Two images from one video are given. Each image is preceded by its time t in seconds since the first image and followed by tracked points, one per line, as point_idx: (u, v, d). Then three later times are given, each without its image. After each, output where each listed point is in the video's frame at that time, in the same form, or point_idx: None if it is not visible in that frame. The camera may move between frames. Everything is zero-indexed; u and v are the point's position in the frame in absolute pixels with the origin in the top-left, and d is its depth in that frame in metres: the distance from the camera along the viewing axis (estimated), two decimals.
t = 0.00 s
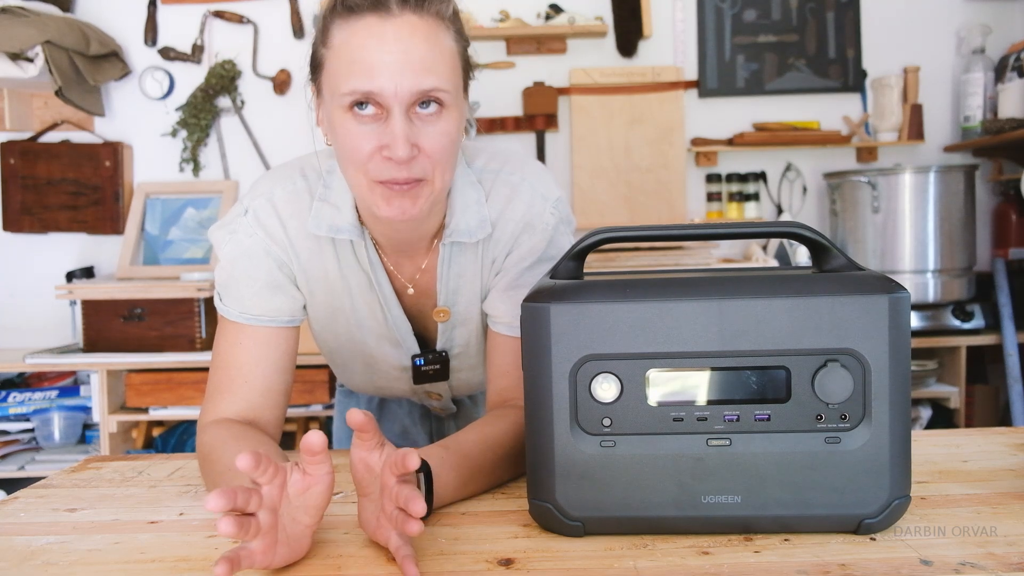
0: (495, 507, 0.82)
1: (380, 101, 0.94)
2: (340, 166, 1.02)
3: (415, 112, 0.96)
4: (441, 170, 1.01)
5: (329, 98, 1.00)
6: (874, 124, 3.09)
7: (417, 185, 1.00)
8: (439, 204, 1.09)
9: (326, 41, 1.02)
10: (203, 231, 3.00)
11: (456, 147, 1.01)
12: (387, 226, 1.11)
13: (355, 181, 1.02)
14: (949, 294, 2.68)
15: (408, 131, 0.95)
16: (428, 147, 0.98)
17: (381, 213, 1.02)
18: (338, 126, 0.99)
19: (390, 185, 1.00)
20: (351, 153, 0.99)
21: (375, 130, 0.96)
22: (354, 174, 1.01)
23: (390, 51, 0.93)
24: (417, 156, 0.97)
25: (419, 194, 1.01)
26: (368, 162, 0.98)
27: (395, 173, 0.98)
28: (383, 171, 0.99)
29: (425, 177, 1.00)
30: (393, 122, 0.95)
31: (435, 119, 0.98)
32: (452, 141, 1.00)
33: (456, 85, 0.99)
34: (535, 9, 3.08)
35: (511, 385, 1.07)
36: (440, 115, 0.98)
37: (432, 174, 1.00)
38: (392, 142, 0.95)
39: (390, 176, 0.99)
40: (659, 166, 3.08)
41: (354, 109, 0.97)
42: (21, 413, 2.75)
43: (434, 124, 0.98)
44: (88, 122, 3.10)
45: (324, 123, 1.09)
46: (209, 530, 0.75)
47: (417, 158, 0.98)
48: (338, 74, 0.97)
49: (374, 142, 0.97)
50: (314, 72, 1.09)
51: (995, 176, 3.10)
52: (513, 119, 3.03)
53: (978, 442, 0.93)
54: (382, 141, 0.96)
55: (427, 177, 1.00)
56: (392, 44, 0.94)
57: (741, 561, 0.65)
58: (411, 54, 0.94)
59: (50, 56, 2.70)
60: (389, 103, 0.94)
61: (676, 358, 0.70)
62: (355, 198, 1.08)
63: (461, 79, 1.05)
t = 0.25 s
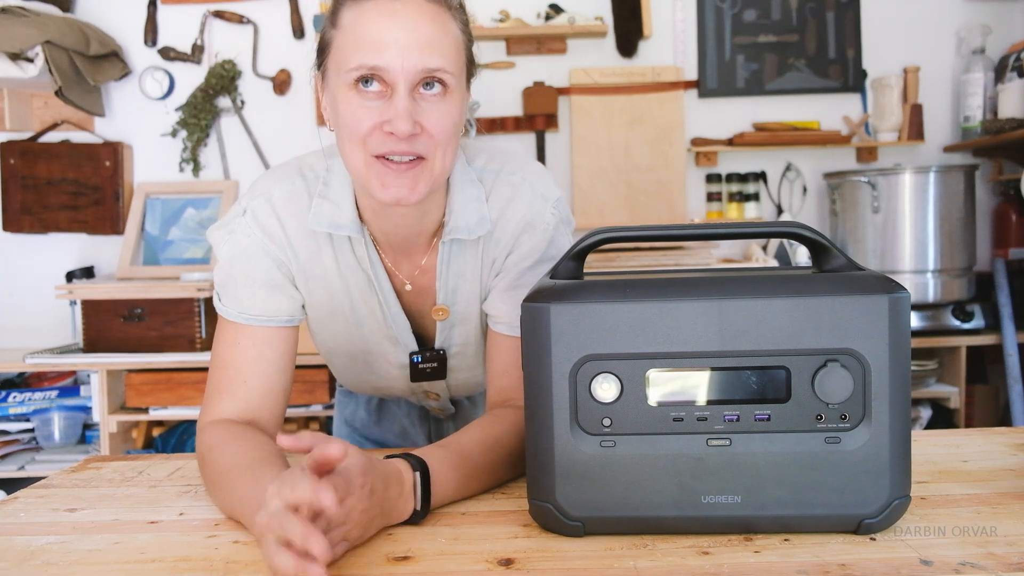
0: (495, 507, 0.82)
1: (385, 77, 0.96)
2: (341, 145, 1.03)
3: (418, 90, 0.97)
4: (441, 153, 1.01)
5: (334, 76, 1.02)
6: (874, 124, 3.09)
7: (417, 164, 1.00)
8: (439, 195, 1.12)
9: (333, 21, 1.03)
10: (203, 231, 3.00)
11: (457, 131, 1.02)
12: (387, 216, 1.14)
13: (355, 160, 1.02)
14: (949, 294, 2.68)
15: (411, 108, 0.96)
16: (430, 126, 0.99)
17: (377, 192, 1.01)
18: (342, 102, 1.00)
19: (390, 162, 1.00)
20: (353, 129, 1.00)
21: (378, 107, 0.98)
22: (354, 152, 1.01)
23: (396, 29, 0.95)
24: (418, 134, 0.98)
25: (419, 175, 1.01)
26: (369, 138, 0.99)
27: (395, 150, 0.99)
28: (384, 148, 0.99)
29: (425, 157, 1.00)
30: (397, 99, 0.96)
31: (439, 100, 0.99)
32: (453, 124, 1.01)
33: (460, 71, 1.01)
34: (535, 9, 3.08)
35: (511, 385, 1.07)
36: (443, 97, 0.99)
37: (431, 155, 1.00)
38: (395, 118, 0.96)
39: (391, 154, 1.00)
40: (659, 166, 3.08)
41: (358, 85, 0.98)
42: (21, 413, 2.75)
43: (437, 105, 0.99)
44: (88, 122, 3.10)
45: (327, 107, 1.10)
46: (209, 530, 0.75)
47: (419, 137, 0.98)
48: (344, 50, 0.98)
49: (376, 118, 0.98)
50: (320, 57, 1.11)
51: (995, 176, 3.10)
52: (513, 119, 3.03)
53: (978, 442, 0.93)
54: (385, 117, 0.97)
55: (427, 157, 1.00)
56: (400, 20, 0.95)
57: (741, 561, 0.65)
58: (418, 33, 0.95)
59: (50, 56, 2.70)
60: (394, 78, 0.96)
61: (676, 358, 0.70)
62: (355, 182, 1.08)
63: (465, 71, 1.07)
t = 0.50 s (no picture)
0: (495, 507, 0.82)
1: (387, 70, 0.96)
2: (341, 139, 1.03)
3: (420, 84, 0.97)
4: (441, 149, 1.01)
5: (335, 69, 1.02)
6: (874, 124, 3.09)
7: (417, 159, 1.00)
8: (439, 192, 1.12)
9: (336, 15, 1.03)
10: (203, 231, 3.00)
11: (457, 127, 1.02)
12: (387, 214, 1.13)
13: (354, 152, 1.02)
14: (949, 294, 2.68)
15: (412, 101, 0.96)
16: (430, 121, 0.99)
17: (376, 185, 1.01)
18: (343, 95, 1.00)
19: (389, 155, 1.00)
20: (353, 121, 1.00)
21: (379, 99, 0.98)
22: (354, 145, 1.01)
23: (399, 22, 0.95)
24: (418, 128, 0.98)
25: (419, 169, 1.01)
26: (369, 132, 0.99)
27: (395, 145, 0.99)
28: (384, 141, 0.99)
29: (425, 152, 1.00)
30: (398, 92, 0.96)
31: (439, 95, 0.99)
32: (454, 120, 1.01)
33: (462, 66, 1.01)
34: (535, 9, 3.08)
35: (511, 385, 1.07)
36: (444, 92, 0.99)
37: (431, 150, 1.00)
38: (396, 111, 0.96)
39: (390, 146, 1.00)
40: (659, 166, 3.08)
41: (360, 78, 0.98)
42: (21, 413, 2.75)
43: (438, 100, 0.99)
44: (88, 122, 3.10)
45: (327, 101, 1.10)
46: (209, 530, 0.75)
47: (419, 130, 0.98)
48: (346, 43, 0.98)
49: (377, 111, 0.98)
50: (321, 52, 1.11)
51: (995, 176, 3.10)
52: (513, 119, 3.03)
53: (978, 442, 0.93)
54: (386, 111, 0.97)
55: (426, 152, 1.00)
56: (403, 14, 0.95)
57: (741, 561, 0.65)
58: (421, 27, 0.95)
59: (50, 56, 2.70)
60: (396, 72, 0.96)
61: (676, 358, 0.70)
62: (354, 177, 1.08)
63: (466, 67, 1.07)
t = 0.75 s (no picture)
0: (495, 507, 0.82)
1: (399, 69, 0.96)
2: (349, 135, 1.03)
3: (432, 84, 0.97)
4: (448, 149, 1.02)
5: (345, 65, 1.02)
6: (874, 124, 3.09)
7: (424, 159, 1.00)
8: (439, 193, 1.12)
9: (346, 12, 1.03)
10: (203, 231, 3.00)
11: (465, 128, 1.02)
12: (386, 213, 1.13)
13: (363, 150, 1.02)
14: (949, 294, 2.68)
15: (423, 102, 0.96)
16: (440, 122, 0.99)
17: (383, 184, 1.02)
18: (353, 91, 1.00)
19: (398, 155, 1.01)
20: (363, 120, 1.00)
21: (390, 98, 0.98)
22: (362, 142, 1.02)
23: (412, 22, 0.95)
24: (428, 128, 0.98)
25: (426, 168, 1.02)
26: (378, 130, 0.99)
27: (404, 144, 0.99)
28: (394, 140, 0.99)
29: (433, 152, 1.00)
30: (409, 92, 0.96)
31: (450, 96, 0.99)
32: (462, 121, 1.01)
33: (472, 67, 1.01)
34: (535, 9, 3.08)
35: (511, 385, 1.07)
36: (455, 93, 0.99)
37: (439, 150, 1.01)
38: (407, 111, 0.96)
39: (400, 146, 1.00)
40: (659, 166, 3.08)
41: (371, 76, 0.98)
42: (21, 413, 2.75)
43: (448, 100, 0.99)
44: (88, 122, 3.10)
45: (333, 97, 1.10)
46: (209, 530, 0.75)
47: (429, 131, 0.99)
48: (358, 41, 0.98)
49: (387, 110, 0.98)
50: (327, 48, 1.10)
51: (995, 176, 3.10)
52: (513, 119, 3.03)
53: (978, 442, 0.93)
54: (396, 110, 0.97)
55: (434, 152, 1.00)
56: (418, 13, 0.95)
57: (741, 561, 0.65)
58: (434, 27, 0.95)
59: (50, 56, 2.70)
60: (408, 71, 0.95)
61: (677, 358, 0.70)
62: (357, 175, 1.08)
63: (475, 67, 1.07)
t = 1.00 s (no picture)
0: (495, 506, 0.82)
1: (391, 90, 0.95)
2: (342, 152, 1.03)
3: (424, 103, 0.96)
4: (441, 165, 1.01)
5: (336, 81, 1.01)
6: (874, 124, 3.09)
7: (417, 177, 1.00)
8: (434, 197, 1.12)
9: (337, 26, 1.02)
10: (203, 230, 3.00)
11: (458, 144, 1.02)
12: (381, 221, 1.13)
13: (355, 168, 1.02)
14: (949, 294, 2.68)
15: (415, 122, 0.96)
16: (433, 141, 0.98)
17: (377, 201, 1.02)
18: (345, 110, 0.99)
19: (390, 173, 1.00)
20: (354, 139, 0.99)
21: (382, 118, 0.97)
22: (355, 160, 1.01)
23: (405, 41, 0.94)
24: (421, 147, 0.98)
25: (419, 186, 1.01)
26: (370, 149, 0.99)
27: (396, 163, 0.99)
28: (386, 159, 0.99)
29: (425, 170, 1.00)
30: (401, 111, 0.96)
31: (443, 114, 0.98)
32: (454, 137, 1.01)
33: (465, 83, 1.00)
34: (535, 9, 3.08)
35: (511, 385, 1.07)
36: (448, 110, 0.98)
37: (432, 167, 1.00)
38: (399, 131, 0.96)
39: (392, 165, 0.99)
40: (659, 166, 3.08)
41: (363, 95, 0.97)
42: (21, 413, 2.75)
43: (441, 119, 0.98)
44: (88, 122, 3.10)
45: (325, 109, 1.09)
46: (209, 530, 0.75)
47: (421, 150, 0.98)
48: (350, 59, 0.97)
49: (379, 129, 0.98)
50: (319, 59, 1.09)
51: (995, 176, 3.10)
52: (513, 119, 3.02)
53: (978, 442, 0.93)
54: (388, 130, 0.97)
55: (426, 170, 1.00)
56: (409, 33, 0.94)
57: (740, 561, 0.65)
58: (425, 47, 0.94)
59: (50, 56, 2.70)
60: (400, 92, 0.95)
61: (677, 358, 0.70)
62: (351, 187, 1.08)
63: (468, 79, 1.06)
